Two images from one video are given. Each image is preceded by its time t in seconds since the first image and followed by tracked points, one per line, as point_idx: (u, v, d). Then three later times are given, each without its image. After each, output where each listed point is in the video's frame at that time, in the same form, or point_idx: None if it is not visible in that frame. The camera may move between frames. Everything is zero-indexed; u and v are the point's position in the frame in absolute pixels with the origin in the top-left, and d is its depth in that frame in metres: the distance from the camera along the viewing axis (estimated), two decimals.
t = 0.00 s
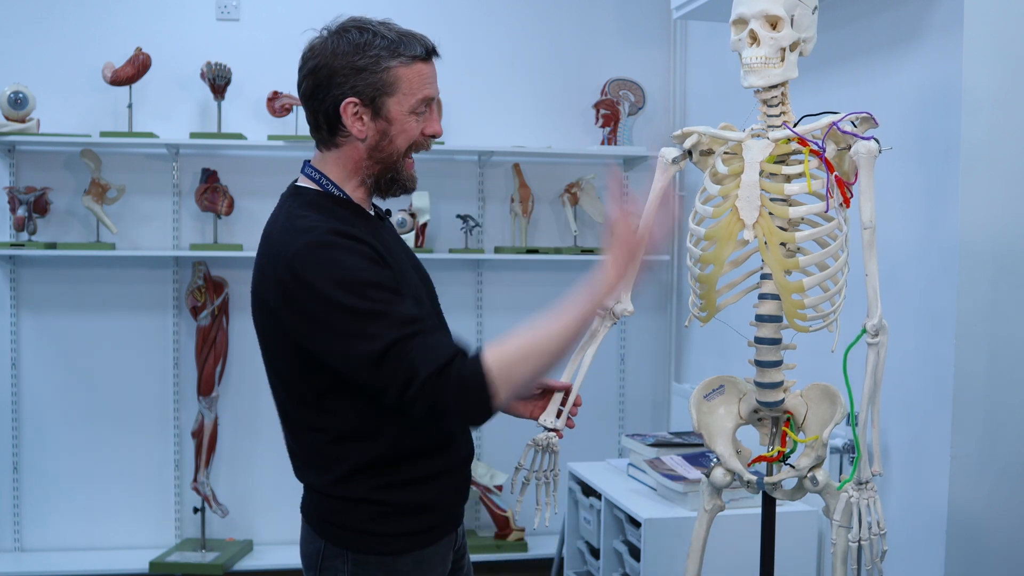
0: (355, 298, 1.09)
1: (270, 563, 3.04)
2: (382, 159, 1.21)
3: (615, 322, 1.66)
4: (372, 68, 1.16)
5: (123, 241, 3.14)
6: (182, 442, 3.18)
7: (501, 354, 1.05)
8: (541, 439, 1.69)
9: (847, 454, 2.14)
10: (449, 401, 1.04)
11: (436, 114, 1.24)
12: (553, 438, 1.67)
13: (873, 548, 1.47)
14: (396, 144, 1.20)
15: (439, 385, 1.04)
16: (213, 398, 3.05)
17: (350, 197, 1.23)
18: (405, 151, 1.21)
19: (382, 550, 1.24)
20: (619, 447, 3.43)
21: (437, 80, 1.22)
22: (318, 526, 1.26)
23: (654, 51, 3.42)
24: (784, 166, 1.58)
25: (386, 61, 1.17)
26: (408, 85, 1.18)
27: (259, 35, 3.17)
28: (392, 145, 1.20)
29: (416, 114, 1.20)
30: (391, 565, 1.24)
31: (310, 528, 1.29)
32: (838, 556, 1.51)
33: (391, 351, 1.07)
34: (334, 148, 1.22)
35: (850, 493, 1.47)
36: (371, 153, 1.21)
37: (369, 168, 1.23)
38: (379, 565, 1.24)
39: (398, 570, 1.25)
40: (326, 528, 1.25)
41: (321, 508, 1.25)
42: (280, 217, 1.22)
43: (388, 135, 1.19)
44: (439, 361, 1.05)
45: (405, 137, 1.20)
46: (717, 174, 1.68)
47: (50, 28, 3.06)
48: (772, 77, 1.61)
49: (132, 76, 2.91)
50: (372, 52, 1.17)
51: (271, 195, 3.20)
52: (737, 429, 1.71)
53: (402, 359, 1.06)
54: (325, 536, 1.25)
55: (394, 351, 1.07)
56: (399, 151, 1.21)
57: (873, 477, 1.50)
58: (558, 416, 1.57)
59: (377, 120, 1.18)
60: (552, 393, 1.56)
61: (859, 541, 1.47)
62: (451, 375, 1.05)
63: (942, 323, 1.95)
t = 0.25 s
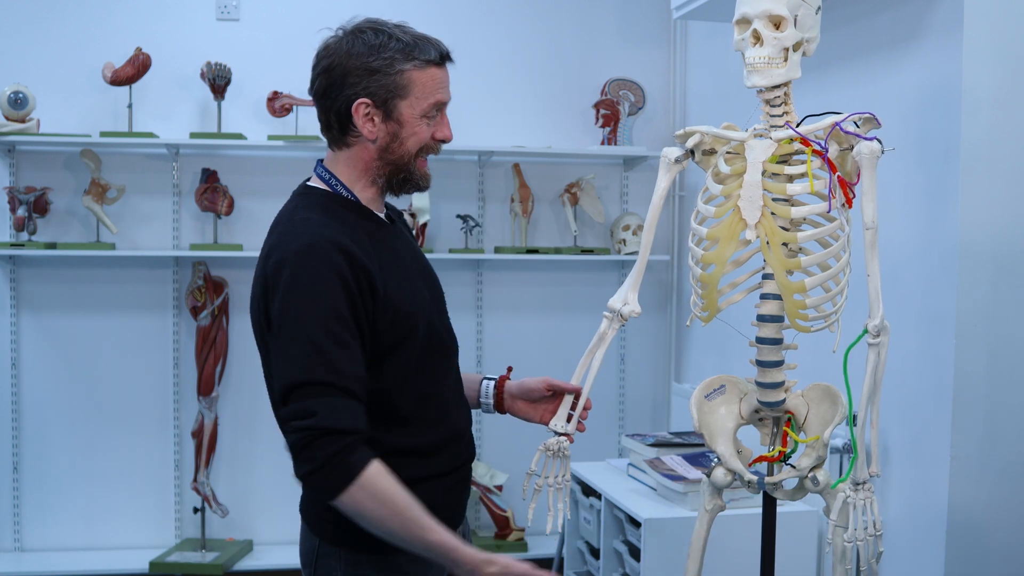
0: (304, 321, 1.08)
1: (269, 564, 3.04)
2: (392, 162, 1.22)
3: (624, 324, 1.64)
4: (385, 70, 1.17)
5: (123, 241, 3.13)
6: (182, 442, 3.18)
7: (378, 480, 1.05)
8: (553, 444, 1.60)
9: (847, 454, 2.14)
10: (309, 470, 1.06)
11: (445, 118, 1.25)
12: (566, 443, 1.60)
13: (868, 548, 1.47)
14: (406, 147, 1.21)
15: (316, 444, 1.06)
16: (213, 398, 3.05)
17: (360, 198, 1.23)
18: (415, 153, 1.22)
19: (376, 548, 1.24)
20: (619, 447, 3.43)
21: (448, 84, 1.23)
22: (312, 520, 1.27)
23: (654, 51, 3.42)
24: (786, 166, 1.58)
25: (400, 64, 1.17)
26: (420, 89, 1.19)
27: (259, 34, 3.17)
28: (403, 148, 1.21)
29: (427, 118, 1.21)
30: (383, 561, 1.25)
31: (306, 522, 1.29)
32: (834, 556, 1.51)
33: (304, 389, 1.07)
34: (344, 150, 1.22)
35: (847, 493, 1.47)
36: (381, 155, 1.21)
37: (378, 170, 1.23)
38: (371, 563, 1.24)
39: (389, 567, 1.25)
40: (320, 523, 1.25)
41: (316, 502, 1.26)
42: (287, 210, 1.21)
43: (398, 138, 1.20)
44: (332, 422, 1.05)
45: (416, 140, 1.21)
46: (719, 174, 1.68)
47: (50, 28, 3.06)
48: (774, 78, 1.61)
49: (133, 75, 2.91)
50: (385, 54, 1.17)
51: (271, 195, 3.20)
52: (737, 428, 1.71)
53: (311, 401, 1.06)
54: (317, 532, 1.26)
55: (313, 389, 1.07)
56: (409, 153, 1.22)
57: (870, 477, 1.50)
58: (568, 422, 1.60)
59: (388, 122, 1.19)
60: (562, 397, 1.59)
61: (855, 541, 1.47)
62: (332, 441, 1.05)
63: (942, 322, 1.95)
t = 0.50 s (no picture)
0: (276, 320, 1.10)
1: (269, 564, 3.04)
2: (396, 168, 1.21)
3: (628, 328, 1.61)
4: (390, 74, 1.18)
5: (123, 241, 3.14)
6: (182, 442, 3.18)
7: (306, 488, 1.08)
8: (560, 452, 1.56)
9: (847, 454, 2.14)
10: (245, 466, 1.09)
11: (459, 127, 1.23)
12: (573, 452, 1.56)
13: (874, 548, 1.47)
14: (410, 153, 1.20)
15: (253, 442, 1.09)
16: (213, 398, 3.05)
17: (366, 202, 1.24)
18: (419, 161, 1.21)
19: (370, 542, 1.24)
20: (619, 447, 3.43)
21: (460, 92, 1.22)
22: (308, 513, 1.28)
23: (654, 51, 3.42)
24: (785, 166, 1.58)
25: (406, 69, 1.18)
26: (424, 95, 1.18)
27: (259, 34, 3.17)
28: (406, 154, 1.20)
29: (432, 125, 1.20)
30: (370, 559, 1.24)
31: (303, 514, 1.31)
32: (838, 556, 1.52)
33: (260, 388, 1.10)
34: (354, 153, 1.24)
35: (850, 493, 1.47)
36: (386, 161, 1.21)
37: (384, 175, 1.23)
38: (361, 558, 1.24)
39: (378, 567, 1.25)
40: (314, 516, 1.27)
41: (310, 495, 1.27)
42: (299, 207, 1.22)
43: (402, 144, 1.20)
44: (273, 426, 1.08)
45: (419, 147, 1.20)
46: (717, 174, 1.68)
47: (50, 28, 3.06)
48: (772, 77, 1.61)
49: (132, 76, 2.91)
50: (391, 59, 1.18)
51: (271, 195, 3.20)
52: (737, 429, 1.71)
53: (266, 401, 1.09)
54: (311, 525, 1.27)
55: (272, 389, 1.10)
56: (413, 160, 1.21)
57: (873, 477, 1.49)
58: (576, 429, 1.54)
59: (393, 126, 1.19)
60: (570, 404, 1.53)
61: (860, 541, 1.47)
62: (264, 441, 1.08)
63: (942, 323, 1.95)
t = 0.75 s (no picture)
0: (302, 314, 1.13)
1: (269, 564, 3.04)
2: (426, 172, 1.23)
3: (634, 328, 1.61)
4: (417, 80, 1.20)
5: (123, 241, 3.14)
6: (182, 442, 3.18)
7: (304, 481, 1.10)
8: (570, 452, 1.55)
9: (847, 454, 2.14)
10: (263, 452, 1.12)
11: (487, 131, 1.24)
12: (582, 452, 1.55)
13: (873, 548, 1.47)
14: (440, 158, 1.22)
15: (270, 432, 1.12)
16: (213, 398, 3.05)
17: (400, 207, 1.26)
18: (449, 165, 1.22)
19: (393, 535, 1.24)
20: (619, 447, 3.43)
21: (487, 95, 1.23)
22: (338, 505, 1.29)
23: (654, 51, 3.42)
24: (786, 166, 1.58)
25: (432, 74, 1.20)
26: (452, 100, 1.20)
27: (259, 34, 3.17)
28: (436, 159, 1.22)
29: (461, 129, 1.21)
30: (397, 551, 1.24)
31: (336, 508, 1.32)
32: (838, 556, 1.52)
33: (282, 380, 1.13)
34: (386, 159, 1.26)
35: (850, 493, 1.47)
36: (416, 166, 1.23)
37: (415, 180, 1.24)
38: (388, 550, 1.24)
39: (405, 560, 1.24)
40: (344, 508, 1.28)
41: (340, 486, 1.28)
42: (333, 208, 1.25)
43: (431, 149, 1.22)
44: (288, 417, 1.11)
45: (449, 151, 1.21)
46: (718, 174, 1.68)
47: (50, 28, 3.06)
48: (774, 78, 1.61)
49: (133, 75, 2.91)
50: (419, 66, 1.20)
51: (271, 195, 3.20)
52: (737, 429, 1.71)
53: (287, 394, 1.12)
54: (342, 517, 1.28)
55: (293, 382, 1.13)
56: (443, 164, 1.22)
57: (873, 477, 1.49)
58: (586, 431, 1.54)
59: (422, 131, 1.21)
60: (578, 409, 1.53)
61: (859, 541, 1.47)
62: (278, 431, 1.11)
63: (943, 322, 1.95)
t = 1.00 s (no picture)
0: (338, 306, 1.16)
1: (269, 564, 3.04)
2: (451, 167, 1.25)
3: (634, 329, 1.61)
4: (442, 77, 1.23)
5: (123, 241, 3.14)
6: (182, 442, 3.18)
7: (369, 462, 1.13)
8: (574, 453, 1.57)
9: (847, 454, 2.14)
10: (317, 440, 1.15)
11: (512, 127, 1.26)
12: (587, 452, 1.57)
13: (874, 548, 1.47)
14: (464, 154, 1.24)
15: (320, 421, 1.15)
16: (213, 398, 3.05)
17: (429, 203, 1.28)
18: (473, 160, 1.24)
19: (409, 524, 1.28)
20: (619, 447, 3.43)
21: (511, 90, 1.25)
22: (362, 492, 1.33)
23: (654, 51, 3.42)
24: (785, 166, 1.58)
25: (456, 70, 1.23)
26: (473, 95, 1.23)
27: (259, 34, 3.17)
28: (460, 154, 1.24)
29: (482, 124, 1.24)
30: (411, 541, 1.28)
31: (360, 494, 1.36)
32: (839, 556, 1.52)
33: (325, 371, 1.16)
34: (417, 158, 1.30)
35: (851, 493, 1.47)
36: (442, 161, 1.26)
37: (442, 176, 1.27)
38: (407, 538, 1.28)
39: (420, 550, 1.28)
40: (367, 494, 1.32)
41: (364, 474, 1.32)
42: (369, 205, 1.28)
43: (455, 144, 1.24)
44: (337, 406, 1.14)
45: (472, 146, 1.24)
46: (717, 174, 1.68)
47: (50, 28, 3.06)
48: (772, 77, 1.61)
49: (132, 76, 2.91)
50: (443, 64, 1.24)
51: (271, 195, 3.20)
52: (737, 429, 1.71)
53: (331, 384, 1.15)
54: (365, 502, 1.33)
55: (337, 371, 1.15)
56: (468, 160, 1.25)
57: (873, 477, 1.49)
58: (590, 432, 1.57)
59: (446, 126, 1.24)
60: (579, 413, 1.55)
61: (860, 541, 1.47)
62: (334, 421, 1.14)
63: (943, 323, 1.95)
